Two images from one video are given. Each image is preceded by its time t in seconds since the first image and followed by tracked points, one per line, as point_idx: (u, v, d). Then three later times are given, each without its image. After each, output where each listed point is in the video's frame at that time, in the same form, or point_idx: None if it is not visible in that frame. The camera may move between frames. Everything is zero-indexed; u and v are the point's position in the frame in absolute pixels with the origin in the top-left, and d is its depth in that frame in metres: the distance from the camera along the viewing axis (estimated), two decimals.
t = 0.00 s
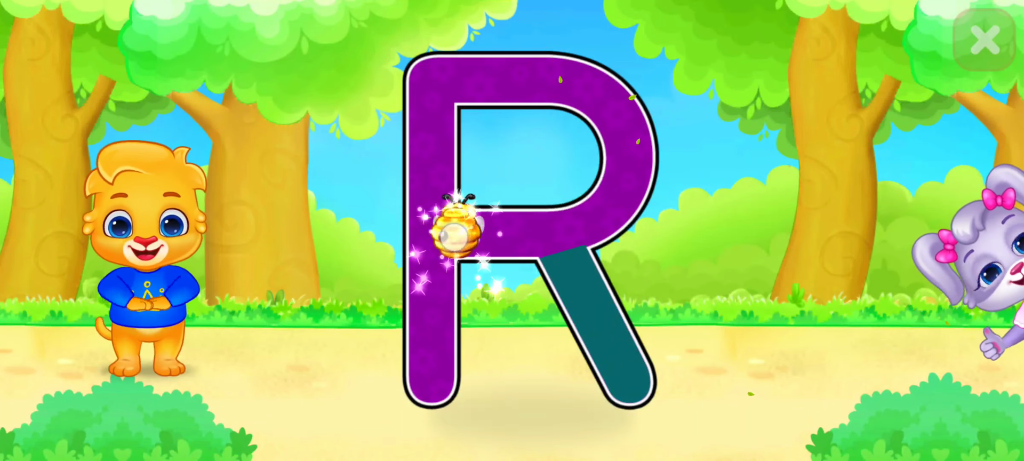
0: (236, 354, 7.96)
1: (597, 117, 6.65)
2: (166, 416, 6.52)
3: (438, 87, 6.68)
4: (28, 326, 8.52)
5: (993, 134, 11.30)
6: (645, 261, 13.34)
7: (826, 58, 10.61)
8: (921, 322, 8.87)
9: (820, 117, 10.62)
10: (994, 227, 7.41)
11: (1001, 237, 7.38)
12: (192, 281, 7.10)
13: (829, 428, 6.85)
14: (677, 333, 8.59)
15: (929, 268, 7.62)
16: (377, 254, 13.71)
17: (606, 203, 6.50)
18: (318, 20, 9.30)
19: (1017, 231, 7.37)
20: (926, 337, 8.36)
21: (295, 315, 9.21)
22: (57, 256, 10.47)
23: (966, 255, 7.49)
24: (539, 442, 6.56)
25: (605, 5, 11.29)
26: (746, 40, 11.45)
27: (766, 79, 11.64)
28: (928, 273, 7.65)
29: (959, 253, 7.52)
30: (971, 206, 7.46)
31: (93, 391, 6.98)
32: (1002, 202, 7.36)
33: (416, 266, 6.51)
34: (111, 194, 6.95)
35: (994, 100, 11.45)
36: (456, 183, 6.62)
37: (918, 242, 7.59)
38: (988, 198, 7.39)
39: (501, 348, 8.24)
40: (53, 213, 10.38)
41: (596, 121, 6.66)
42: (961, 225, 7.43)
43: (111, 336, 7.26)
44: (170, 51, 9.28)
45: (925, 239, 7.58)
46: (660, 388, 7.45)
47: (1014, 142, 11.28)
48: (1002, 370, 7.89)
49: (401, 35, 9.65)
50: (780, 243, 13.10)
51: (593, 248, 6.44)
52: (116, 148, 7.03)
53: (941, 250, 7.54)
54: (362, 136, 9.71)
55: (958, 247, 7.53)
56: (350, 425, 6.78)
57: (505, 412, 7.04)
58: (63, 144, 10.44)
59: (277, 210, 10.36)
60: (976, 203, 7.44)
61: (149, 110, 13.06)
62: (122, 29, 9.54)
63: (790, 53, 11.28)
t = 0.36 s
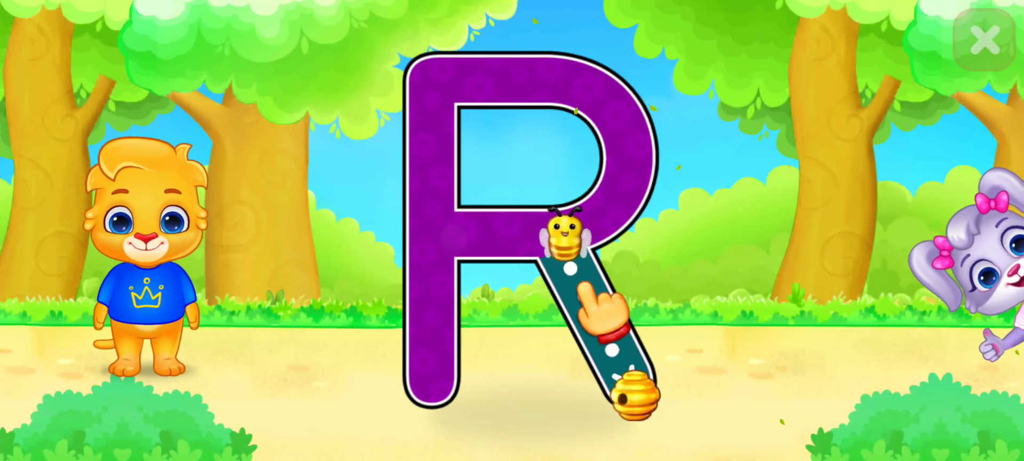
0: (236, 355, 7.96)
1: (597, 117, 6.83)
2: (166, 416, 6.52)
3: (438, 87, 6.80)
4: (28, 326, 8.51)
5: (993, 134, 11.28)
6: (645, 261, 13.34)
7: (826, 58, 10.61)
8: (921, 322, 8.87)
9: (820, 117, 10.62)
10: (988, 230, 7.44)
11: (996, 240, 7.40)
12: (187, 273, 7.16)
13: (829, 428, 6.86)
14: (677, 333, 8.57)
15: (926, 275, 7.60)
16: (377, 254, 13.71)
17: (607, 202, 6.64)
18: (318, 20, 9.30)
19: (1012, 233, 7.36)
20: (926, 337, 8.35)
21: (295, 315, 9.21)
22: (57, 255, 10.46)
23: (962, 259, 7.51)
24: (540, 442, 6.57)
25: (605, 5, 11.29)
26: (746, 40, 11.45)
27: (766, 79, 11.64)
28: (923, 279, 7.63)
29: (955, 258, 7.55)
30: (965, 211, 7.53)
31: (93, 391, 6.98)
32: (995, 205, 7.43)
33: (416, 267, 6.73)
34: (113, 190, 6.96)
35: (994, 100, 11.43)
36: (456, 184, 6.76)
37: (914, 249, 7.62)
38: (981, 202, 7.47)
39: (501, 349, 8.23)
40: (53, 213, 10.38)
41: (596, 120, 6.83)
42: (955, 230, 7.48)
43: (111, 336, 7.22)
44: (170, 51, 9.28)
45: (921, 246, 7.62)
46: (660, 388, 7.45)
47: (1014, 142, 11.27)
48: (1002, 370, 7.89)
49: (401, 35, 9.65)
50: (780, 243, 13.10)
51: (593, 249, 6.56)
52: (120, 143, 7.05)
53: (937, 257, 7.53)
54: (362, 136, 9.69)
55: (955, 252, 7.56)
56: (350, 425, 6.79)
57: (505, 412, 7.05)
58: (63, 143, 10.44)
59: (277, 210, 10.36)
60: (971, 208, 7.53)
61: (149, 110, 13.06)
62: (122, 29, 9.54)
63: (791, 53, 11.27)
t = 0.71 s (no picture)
0: (236, 355, 7.96)
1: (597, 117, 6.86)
2: (167, 416, 6.53)
3: (438, 87, 6.81)
4: (28, 326, 8.52)
5: (993, 134, 11.24)
6: (645, 261, 13.33)
7: (827, 58, 10.61)
8: (921, 322, 8.87)
9: (820, 117, 10.61)
10: (987, 234, 7.43)
11: (995, 243, 7.40)
12: (187, 273, 7.16)
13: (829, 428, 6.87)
14: (677, 333, 8.57)
15: (926, 281, 7.62)
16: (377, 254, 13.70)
17: (606, 202, 6.64)
18: (318, 20, 9.30)
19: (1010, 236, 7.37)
20: (926, 336, 8.33)
21: (295, 315, 9.20)
22: (56, 255, 10.46)
23: (963, 263, 7.49)
24: (540, 441, 6.57)
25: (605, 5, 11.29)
26: (745, 40, 11.44)
27: (766, 79, 11.63)
28: (923, 285, 7.66)
29: (956, 262, 7.52)
30: (964, 215, 7.51)
31: (94, 391, 6.97)
32: (993, 207, 7.41)
33: (416, 267, 6.75)
34: (114, 188, 6.95)
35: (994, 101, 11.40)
36: (456, 184, 6.77)
37: (913, 256, 7.66)
38: (978, 205, 7.45)
39: (501, 349, 8.22)
40: (53, 213, 10.37)
41: (596, 120, 6.86)
42: (954, 235, 7.46)
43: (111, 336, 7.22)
44: (170, 51, 9.28)
45: (921, 252, 7.64)
46: (660, 389, 7.44)
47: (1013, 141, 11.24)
48: (1003, 370, 7.89)
49: (401, 35, 9.65)
50: (780, 243, 13.10)
51: (593, 249, 6.58)
52: (121, 143, 7.03)
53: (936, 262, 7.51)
54: (362, 136, 9.67)
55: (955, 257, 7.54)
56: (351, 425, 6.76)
57: (505, 412, 7.05)
58: (63, 144, 10.44)
59: (277, 210, 10.35)
60: (969, 212, 7.54)
61: (149, 110, 13.05)
62: (122, 29, 9.55)
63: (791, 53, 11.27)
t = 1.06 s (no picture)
0: (236, 355, 7.95)
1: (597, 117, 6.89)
2: (167, 417, 6.54)
3: (437, 87, 6.86)
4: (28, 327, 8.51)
5: (993, 134, 11.16)
6: (645, 261, 13.32)
7: (826, 58, 10.61)
8: (921, 322, 8.85)
9: (820, 117, 10.62)
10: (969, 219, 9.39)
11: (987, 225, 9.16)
12: (187, 272, 7.14)
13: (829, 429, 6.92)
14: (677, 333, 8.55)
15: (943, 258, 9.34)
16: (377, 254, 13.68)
17: (605, 203, 6.78)
18: (318, 20, 9.31)
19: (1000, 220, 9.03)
20: (926, 337, 8.16)
21: (295, 315, 9.19)
22: (56, 255, 10.45)
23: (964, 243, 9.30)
24: (539, 441, 6.64)
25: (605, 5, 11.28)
26: (745, 40, 11.45)
27: (766, 79, 11.64)
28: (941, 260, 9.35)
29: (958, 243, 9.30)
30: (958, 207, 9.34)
31: (95, 391, 6.97)
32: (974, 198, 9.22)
33: (416, 267, 6.79)
34: (115, 187, 6.96)
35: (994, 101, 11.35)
36: (457, 185, 6.85)
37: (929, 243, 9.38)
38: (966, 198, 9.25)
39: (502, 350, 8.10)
40: (53, 213, 10.36)
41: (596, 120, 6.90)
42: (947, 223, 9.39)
43: (111, 336, 7.21)
44: (170, 51, 9.28)
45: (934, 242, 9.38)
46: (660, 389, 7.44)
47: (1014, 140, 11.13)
48: (1002, 370, 7.92)
49: (401, 35, 9.65)
50: (780, 243, 13.08)
51: (593, 248, 6.82)
52: (122, 142, 7.04)
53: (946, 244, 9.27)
54: (362, 135, 9.65)
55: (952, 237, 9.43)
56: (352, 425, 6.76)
57: (505, 412, 7.05)
58: (63, 144, 10.44)
59: (277, 210, 10.35)
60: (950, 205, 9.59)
61: (148, 110, 13.05)
62: (122, 29, 9.55)
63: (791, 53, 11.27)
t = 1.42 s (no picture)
0: (236, 355, 7.94)
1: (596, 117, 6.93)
2: (167, 417, 6.53)
3: (438, 87, 6.90)
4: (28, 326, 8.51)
5: (993, 134, 11.17)
6: (645, 261, 13.30)
7: (827, 58, 10.61)
8: (921, 322, 8.84)
9: (820, 117, 10.62)
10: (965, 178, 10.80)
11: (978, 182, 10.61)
12: (188, 273, 7.15)
13: (829, 428, 6.92)
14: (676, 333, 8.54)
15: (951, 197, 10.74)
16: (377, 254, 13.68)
17: (605, 203, 6.81)
18: (318, 20, 9.30)
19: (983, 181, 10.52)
20: (926, 336, 8.17)
21: (295, 315, 9.18)
22: (57, 255, 10.44)
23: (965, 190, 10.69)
24: (539, 441, 6.63)
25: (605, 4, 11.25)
26: (745, 40, 11.45)
27: (766, 79, 11.65)
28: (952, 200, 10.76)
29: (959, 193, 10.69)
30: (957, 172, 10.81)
31: (96, 391, 7.00)
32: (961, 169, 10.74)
33: (416, 267, 6.84)
34: (114, 188, 6.96)
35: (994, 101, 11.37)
36: (456, 185, 6.89)
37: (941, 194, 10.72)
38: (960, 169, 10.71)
39: (501, 349, 8.15)
40: (53, 213, 10.35)
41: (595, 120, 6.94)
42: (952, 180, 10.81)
43: (111, 337, 7.21)
44: (170, 51, 9.28)
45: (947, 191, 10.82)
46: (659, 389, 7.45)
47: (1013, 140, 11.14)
48: (1003, 370, 7.91)
49: (401, 35, 9.65)
50: (780, 242, 13.07)
51: (593, 248, 6.85)
52: (121, 142, 7.04)
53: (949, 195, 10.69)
54: (362, 135, 9.66)
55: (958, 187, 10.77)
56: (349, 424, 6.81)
57: (505, 412, 7.05)
58: (63, 144, 10.44)
59: (277, 210, 10.34)
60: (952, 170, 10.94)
61: (148, 110, 13.04)
62: (122, 30, 9.54)
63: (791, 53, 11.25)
